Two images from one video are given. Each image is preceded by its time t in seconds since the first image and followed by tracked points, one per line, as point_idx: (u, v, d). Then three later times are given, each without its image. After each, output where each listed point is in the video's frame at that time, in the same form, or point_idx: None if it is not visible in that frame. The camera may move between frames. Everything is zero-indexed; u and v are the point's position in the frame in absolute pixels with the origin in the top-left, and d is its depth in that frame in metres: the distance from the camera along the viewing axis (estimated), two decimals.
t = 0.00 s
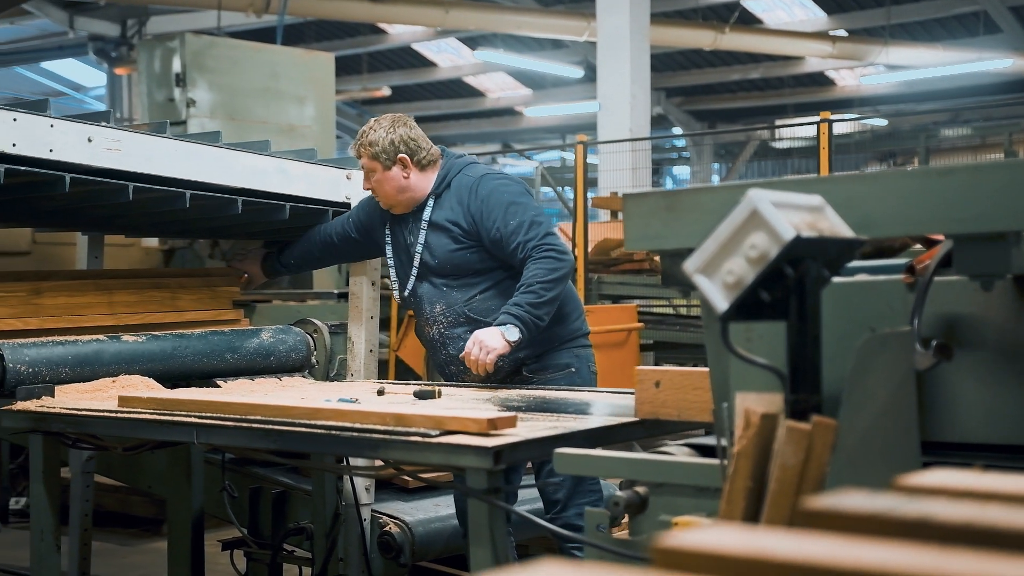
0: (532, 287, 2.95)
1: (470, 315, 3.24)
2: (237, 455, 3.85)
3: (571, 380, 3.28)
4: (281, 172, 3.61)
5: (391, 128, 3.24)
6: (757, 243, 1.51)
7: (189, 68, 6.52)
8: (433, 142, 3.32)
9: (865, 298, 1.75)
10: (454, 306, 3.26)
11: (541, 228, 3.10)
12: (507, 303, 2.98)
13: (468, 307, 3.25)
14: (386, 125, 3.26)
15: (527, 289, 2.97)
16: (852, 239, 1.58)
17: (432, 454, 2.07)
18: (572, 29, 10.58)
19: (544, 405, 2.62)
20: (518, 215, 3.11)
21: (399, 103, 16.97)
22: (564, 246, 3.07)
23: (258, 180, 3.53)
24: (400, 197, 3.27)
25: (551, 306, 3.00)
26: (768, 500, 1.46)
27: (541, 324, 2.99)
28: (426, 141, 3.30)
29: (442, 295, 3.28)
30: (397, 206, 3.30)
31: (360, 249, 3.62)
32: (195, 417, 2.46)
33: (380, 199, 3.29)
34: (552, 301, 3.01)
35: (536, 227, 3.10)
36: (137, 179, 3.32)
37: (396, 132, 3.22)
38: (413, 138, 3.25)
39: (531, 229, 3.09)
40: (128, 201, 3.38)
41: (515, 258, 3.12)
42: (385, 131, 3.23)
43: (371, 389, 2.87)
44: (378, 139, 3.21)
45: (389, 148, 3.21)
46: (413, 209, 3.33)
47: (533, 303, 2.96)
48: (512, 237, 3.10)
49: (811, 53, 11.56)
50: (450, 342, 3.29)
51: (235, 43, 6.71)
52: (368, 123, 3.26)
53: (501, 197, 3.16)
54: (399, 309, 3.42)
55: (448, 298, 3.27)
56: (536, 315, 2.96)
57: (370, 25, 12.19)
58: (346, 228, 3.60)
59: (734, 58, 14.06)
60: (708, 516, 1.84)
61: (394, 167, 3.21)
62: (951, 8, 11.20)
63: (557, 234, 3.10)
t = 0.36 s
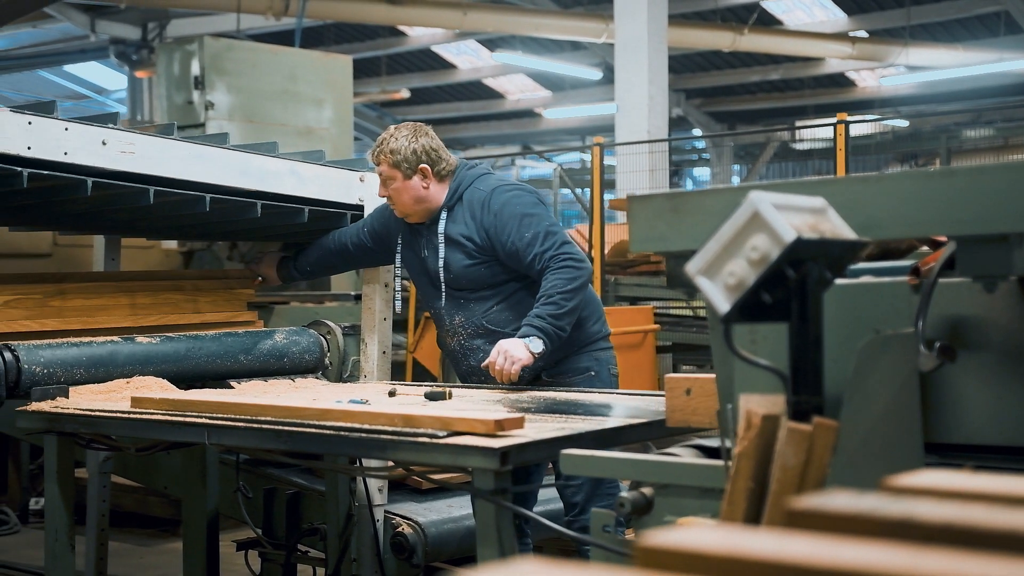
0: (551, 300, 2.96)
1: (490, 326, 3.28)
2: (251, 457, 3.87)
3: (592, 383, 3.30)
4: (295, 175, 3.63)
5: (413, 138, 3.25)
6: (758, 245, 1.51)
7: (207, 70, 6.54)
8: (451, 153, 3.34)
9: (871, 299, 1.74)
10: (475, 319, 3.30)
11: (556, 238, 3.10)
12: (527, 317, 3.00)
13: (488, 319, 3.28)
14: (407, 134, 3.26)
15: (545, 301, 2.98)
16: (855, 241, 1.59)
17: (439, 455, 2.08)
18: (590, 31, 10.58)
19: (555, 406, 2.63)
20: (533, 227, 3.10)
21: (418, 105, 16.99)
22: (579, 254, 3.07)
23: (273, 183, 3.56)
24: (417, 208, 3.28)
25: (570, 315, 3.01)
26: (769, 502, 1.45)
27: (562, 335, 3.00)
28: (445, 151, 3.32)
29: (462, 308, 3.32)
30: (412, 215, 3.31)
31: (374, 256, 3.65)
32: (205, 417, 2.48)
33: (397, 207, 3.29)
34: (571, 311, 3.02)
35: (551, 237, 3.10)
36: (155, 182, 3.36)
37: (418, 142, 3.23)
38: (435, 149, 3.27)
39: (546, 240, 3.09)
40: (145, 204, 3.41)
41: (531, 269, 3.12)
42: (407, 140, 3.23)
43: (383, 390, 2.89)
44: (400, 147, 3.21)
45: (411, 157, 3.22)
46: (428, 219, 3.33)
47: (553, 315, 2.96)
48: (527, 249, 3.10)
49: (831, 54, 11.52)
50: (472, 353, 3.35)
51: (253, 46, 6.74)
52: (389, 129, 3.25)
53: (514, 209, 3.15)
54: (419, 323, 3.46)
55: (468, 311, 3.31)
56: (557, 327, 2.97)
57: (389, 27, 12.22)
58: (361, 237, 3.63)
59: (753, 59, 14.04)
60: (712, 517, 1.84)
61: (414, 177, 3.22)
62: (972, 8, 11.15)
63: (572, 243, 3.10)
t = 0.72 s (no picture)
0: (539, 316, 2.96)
1: (502, 324, 3.30)
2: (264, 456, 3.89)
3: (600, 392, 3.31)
4: (307, 177, 3.65)
5: (454, 124, 3.30)
6: (759, 245, 1.52)
7: (224, 73, 6.58)
8: (491, 143, 3.39)
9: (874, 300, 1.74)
10: (489, 316, 3.33)
11: (570, 253, 3.08)
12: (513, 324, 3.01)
13: (502, 318, 3.30)
14: (449, 120, 3.32)
15: (534, 315, 2.98)
16: (857, 242, 1.59)
17: (446, 456, 2.09)
18: (608, 32, 10.57)
19: (564, 407, 2.64)
20: (548, 237, 3.09)
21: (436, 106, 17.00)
22: (585, 276, 3.04)
23: (285, 185, 3.58)
24: (452, 193, 3.33)
25: (558, 333, 3.01)
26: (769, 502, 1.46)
27: (545, 349, 3.01)
28: (486, 140, 3.36)
29: (478, 302, 3.35)
30: (447, 200, 3.36)
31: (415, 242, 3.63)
32: (216, 419, 2.50)
33: (431, 190, 3.34)
34: (561, 328, 3.02)
35: (563, 252, 3.07)
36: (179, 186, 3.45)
37: (459, 129, 3.28)
38: (475, 137, 3.32)
39: (555, 254, 3.06)
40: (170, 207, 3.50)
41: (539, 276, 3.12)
42: (448, 124, 3.29)
43: (393, 391, 2.90)
44: (440, 132, 3.27)
45: (451, 143, 3.27)
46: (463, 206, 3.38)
47: (538, 329, 2.97)
48: (539, 256, 3.10)
49: (850, 55, 11.45)
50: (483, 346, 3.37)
51: (271, 48, 6.76)
52: (431, 113, 3.31)
53: (538, 215, 3.14)
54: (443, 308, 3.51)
55: (485, 306, 3.34)
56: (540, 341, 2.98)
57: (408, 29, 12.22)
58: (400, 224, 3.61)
59: (773, 60, 13.99)
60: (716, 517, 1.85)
61: (452, 163, 3.28)
62: (992, 8, 11.09)
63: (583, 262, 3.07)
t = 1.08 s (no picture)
0: (501, 313, 3.03)
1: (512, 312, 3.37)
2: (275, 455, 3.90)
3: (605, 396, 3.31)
4: (317, 176, 3.66)
5: (512, 105, 3.37)
6: (756, 245, 1.52)
7: (238, 73, 6.60)
8: (547, 128, 3.44)
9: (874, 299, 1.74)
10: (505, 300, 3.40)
11: (567, 261, 3.06)
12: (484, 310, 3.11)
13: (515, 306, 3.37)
14: (507, 101, 3.39)
15: (501, 309, 3.06)
16: (853, 241, 1.59)
17: (449, 453, 2.11)
18: (622, 32, 10.55)
19: (570, 406, 2.64)
20: (552, 240, 3.09)
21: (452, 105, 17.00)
22: (567, 289, 3.04)
23: (294, 184, 3.60)
24: (503, 173, 3.40)
25: (522, 333, 3.06)
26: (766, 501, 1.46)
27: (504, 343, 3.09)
28: (543, 124, 3.42)
29: (501, 284, 3.42)
30: (498, 180, 3.43)
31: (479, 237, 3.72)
32: (223, 417, 2.52)
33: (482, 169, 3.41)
34: (527, 329, 3.07)
35: (559, 258, 3.07)
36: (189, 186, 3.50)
37: (516, 110, 3.36)
38: (531, 120, 3.38)
39: (549, 258, 3.07)
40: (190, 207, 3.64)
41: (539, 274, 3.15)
42: (507, 104, 3.36)
43: (401, 390, 2.92)
44: (496, 112, 3.35)
45: (506, 123, 3.35)
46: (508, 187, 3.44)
47: (498, 324, 3.05)
48: (540, 255, 3.12)
49: (867, 54, 11.41)
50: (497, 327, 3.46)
51: (284, 48, 6.79)
52: (492, 92, 3.39)
53: (554, 215, 3.13)
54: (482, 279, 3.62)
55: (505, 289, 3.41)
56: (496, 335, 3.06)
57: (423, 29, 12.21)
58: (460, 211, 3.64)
59: (789, 59, 13.96)
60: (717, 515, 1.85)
61: (506, 142, 3.35)
62: (1009, 7, 11.04)
63: (574, 275, 3.06)
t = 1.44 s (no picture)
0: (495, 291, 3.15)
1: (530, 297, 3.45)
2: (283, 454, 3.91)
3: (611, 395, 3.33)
4: (324, 176, 3.68)
5: (563, 94, 3.44)
6: (753, 244, 1.52)
7: (250, 72, 6.63)
8: (596, 118, 3.51)
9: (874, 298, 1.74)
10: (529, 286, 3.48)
11: (573, 253, 3.11)
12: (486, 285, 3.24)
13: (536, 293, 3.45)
14: (558, 89, 3.45)
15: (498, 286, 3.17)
16: (851, 239, 1.59)
17: (451, 451, 2.12)
18: (635, 32, 10.54)
19: (575, 404, 2.65)
20: (565, 230, 3.14)
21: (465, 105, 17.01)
22: (563, 279, 3.10)
23: (302, 184, 3.61)
24: (550, 160, 3.47)
25: (512, 311, 3.17)
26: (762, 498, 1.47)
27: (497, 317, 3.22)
28: (592, 114, 3.49)
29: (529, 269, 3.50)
30: (543, 167, 3.50)
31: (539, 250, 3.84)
32: (228, 415, 2.53)
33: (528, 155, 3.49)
34: (519, 310, 3.17)
35: (566, 249, 3.12)
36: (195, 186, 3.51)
37: (567, 99, 3.43)
38: (582, 109, 3.45)
39: (556, 247, 3.13)
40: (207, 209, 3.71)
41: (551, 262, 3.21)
42: (559, 93, 3.43)
43: (406, 388, 2.93)
44: (547, 100, 3.42)
45: (557, 112, 3.42)
46: (551, 174, 3.51)
47: (492, 298, 3.17)
48: (552, 244, 3.18)
49: (881, 53, 11.38)
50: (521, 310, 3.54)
51: (295, 48, 6.82)
52: (545, 79, 3.46)
53: (574, 207, 3.17)
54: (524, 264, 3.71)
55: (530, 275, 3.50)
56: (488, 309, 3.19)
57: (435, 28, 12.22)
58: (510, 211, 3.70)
59: (803, 58, 13.92)
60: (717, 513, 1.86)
61: (555, 130, 3.43)
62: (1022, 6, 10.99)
63: (575, 269, 3.11)
